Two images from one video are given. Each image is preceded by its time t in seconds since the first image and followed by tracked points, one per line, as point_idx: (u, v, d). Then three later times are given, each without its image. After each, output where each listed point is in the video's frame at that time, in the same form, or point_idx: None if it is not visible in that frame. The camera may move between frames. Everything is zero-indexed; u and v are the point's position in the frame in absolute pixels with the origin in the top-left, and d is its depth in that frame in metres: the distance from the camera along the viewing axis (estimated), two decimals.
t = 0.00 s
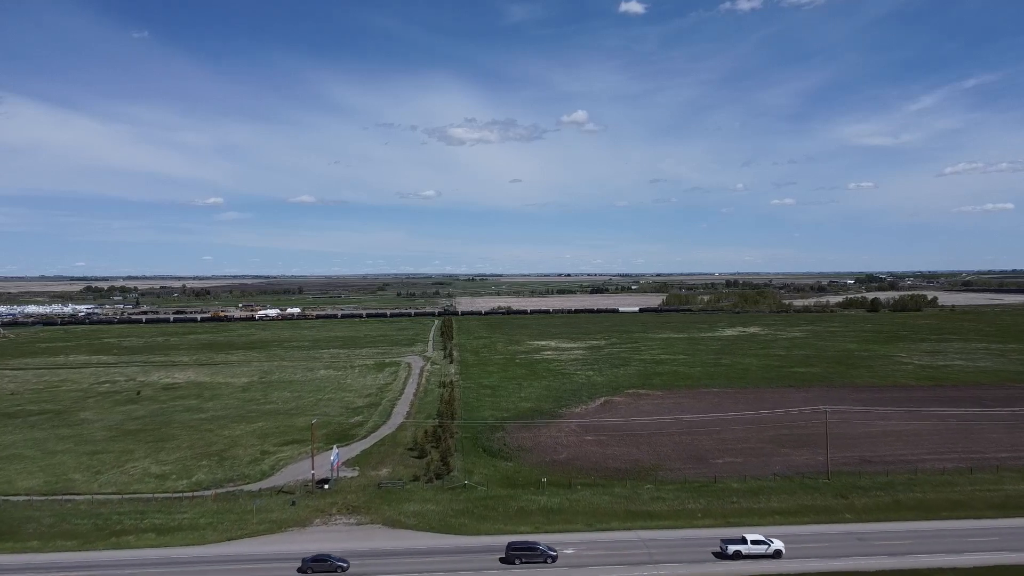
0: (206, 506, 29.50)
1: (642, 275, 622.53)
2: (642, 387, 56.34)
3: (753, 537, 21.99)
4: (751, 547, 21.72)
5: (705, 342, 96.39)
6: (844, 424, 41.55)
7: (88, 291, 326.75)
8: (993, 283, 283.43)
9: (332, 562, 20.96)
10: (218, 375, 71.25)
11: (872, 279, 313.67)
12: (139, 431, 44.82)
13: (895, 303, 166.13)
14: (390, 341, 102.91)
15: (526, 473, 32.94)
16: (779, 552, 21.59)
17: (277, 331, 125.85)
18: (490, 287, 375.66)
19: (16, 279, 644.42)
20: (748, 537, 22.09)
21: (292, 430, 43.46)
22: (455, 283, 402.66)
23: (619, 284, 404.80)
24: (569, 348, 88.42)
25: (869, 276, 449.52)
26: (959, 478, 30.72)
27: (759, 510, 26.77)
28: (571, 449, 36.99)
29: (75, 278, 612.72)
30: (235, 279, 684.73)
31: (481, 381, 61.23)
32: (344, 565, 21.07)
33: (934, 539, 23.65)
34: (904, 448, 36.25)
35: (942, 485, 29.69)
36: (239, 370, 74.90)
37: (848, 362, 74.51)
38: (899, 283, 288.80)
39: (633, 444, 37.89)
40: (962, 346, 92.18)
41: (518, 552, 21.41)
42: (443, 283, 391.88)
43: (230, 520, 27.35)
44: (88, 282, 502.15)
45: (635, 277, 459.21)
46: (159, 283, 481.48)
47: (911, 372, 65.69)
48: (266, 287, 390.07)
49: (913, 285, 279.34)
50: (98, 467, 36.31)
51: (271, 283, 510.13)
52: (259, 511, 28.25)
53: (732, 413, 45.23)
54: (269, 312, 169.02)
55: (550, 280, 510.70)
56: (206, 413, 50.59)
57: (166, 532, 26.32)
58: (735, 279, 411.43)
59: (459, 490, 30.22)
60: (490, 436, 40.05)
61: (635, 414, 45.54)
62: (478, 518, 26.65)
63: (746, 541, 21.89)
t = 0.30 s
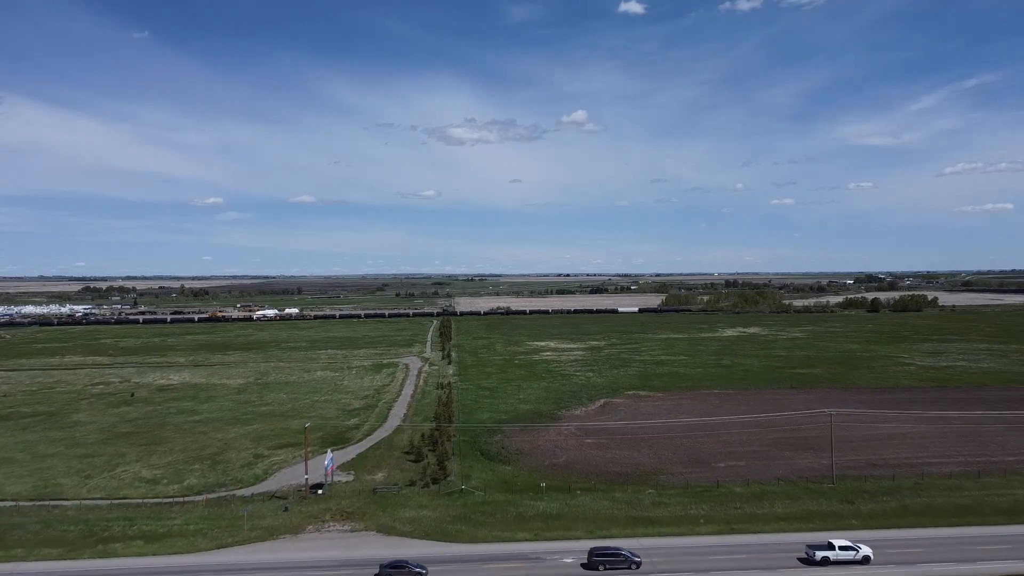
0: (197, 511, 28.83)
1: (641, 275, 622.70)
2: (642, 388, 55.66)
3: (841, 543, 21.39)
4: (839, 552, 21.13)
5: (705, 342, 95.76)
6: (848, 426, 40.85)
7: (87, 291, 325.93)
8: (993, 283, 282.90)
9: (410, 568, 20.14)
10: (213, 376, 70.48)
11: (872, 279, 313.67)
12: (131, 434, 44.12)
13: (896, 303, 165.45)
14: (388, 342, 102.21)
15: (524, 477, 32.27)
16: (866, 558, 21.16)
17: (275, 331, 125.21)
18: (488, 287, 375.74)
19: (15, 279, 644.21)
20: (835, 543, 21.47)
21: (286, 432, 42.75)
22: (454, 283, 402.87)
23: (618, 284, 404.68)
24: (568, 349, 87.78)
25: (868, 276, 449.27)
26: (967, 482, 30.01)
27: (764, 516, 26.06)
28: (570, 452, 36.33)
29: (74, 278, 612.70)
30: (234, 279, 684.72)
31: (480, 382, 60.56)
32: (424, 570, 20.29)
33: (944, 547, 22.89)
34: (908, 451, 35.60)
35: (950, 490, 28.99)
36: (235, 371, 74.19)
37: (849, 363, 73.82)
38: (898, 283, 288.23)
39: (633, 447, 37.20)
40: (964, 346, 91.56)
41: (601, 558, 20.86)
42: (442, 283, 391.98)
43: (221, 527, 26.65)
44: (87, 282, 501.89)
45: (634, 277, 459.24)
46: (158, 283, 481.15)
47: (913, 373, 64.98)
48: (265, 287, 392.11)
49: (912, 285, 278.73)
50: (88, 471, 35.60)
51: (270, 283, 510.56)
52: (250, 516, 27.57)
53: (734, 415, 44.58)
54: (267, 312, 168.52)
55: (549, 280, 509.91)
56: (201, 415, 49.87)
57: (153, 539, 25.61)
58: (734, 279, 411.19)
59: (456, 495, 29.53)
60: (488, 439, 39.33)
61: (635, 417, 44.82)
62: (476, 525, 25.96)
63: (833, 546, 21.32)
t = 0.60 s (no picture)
0: (181, 518, 27.99)
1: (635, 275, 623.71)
2: (637, 390, 55.09)
3: (927, 548, 20.79)
4: (926, 557, 20.55)
5: (700, 343, 95.33)
6: (845, 429, 40.36)
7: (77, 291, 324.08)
8: (985, 283, 284.24)
9: None
10: (203, 378, 69.44)
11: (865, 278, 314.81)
12: (116, 437, 43.17)
13: (889, 303, 165.75)
14: (381, 342, 101.28)
15: (517, 482, 31.58)
16: (953, 564, 20.61)
17: (267, 332, 124.08)
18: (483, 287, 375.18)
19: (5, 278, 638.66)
20: (920, 547, 20.87)
21: (275, 436, 41.90)
22: (448, 283, 402.28)
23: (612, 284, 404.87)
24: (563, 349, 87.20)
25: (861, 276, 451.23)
26: (968, 486, 29.51)
27: (762, 522, 25.49)
28: (564, 456, 35.67)
29: (65, 278, 608.04)
30: (227, 278, 681.60)
31: (473, 383, 59.85)
32: None
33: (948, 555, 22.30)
34: (907, 454, 35.12)
35: (951, 494, 28.47)
36: (226, 372, 73.17)
37: (845, 364, 73.45)
38: (891, 283, 289.33)
39: (629, 451, 36.57)
40: (958, 346, 91.48)
41: (683, 564, 20.06)
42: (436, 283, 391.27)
43: (205, 535, 25.82)
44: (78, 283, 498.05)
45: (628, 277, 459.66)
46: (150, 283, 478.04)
47: (909, 374, 64.70)
48: (259, 287, 390.20)
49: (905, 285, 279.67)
50: (70, 476, 34.66)
51: (264, 283, 508.37)
52: (236, 524, 26.77)
53: (730, 418, 44.03)
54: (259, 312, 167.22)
55: (543, 279, 510.65)
56: (189, 417, 48.95)
57: (135, 548, 24.76)
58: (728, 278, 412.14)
59: (448, 501, 28.81)
60: (480, 442, 38.63)
61: (630, 419, 44.24)
62: (467, 532, 25.25)
63: (918, 551, 20.74)
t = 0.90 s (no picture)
0: (163, 526, 27.13)
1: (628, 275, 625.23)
2: (630, 391, 54.59)
3: (1013, 552, 20.21)
4: (1013, 562, 19.98)
5: (693, 343, 95.04)
6: (840, 432, 39.98)
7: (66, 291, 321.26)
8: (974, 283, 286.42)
9: None
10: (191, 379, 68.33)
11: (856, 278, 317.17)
12: (99, 441, 42.13)
13: (881, 303, 166.40)
14: (373, 343, 100.41)
15: (508, 487, 30.92)
16: None
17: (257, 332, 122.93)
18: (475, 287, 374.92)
19: None
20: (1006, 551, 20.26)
21: (262, 439, 41.03)
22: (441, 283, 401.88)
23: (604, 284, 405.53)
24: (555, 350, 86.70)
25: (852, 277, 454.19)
26: (967, 490, 29.12)
27: (760, 528, 24.93)
28: (557, 460, 35.04)
29: (54, 279, 602.02)
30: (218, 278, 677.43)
31: (464, 385, 59.18)
32: None
33: (950, 561, 21.79)
34: (904, 457, 34.75)
35: (950, 499, 28.07)
36: (214, 374, 72.10)
37: (838, 365, 73.30)
38: (882, 283, 291.29)
39: (622, 454, 35.99)
40: (950, 347, 91.66)
41: (768, 569, 19.36)
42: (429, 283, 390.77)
43: (187, 543, 24.98)
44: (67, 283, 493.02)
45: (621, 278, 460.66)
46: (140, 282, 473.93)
47: (902, 375, 64.62)
48: (250, 288, 387.91)
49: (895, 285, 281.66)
50: (50, 482, 33.69)
51: (256, 283, 506.04)
52: (220, 531, 25.96)
53: (724, 420, 43.58)
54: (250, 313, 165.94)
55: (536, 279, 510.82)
56: (174, 420, 47.96)
57: (113, 557, 23.89)
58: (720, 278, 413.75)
59: (437, 507, 28.11)
60: (471, 445, 37.94)
61: (623, 421, 43.69)
62: (458, 539, 24.55)
63: (1005, 556, 20.13)
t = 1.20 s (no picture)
0: (142, 535, 26.22)
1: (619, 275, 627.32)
2: (621, 393, 54.16)
3: None
4: None
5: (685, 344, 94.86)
6: (833, 434, 39.68)
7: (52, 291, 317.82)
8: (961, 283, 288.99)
9: None
10: (176, 381, 67.18)
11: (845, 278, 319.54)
12: (79, 445, 41.06)
13: (871, 303, 167.31)
14: (362, 343, 99.45)
15: (498, 492, 30.25)
16: None
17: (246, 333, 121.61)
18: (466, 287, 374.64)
19: None
20: None
21: (247, 442, 40.13)
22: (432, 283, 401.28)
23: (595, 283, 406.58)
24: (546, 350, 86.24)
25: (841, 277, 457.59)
26: (963, 494, 28.80)
27: (755, 534, 24.43)
28: (547, 464, 34.43)
29: (41, 279, 596.24)
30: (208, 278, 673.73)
31: (454, 386, 58.50)
32: None
33: (950, 568, 21.35)
34: (899, 460, 34.44)
35: (946, 503, 27.72)
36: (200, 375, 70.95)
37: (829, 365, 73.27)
38: (870, 283, 293.55)
39: (614, 458, 35.42)
40: (940, 347, 92.00)
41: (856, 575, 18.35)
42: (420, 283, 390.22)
43: (166, 553, 24.11)
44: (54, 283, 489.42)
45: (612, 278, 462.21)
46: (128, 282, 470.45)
47: (893, 376, 64.64)
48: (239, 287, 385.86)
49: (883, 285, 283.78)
50: (26, 488, 32.65)
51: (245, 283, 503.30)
52: (200, 540, 25.11)
53: (716, 422, 43.19)
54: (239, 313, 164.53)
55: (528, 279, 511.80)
56: (157, 423, 46.90)
57: (87, 568, 22.99)
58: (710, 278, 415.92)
59: (425, 513, 27.41)
60: (460, 449, 37.24)
61: (614, 424, 43.17)
62: (446, 547, 23.86)
63: None
